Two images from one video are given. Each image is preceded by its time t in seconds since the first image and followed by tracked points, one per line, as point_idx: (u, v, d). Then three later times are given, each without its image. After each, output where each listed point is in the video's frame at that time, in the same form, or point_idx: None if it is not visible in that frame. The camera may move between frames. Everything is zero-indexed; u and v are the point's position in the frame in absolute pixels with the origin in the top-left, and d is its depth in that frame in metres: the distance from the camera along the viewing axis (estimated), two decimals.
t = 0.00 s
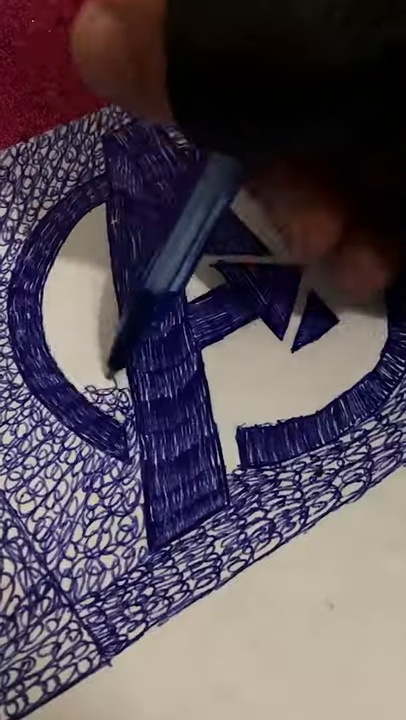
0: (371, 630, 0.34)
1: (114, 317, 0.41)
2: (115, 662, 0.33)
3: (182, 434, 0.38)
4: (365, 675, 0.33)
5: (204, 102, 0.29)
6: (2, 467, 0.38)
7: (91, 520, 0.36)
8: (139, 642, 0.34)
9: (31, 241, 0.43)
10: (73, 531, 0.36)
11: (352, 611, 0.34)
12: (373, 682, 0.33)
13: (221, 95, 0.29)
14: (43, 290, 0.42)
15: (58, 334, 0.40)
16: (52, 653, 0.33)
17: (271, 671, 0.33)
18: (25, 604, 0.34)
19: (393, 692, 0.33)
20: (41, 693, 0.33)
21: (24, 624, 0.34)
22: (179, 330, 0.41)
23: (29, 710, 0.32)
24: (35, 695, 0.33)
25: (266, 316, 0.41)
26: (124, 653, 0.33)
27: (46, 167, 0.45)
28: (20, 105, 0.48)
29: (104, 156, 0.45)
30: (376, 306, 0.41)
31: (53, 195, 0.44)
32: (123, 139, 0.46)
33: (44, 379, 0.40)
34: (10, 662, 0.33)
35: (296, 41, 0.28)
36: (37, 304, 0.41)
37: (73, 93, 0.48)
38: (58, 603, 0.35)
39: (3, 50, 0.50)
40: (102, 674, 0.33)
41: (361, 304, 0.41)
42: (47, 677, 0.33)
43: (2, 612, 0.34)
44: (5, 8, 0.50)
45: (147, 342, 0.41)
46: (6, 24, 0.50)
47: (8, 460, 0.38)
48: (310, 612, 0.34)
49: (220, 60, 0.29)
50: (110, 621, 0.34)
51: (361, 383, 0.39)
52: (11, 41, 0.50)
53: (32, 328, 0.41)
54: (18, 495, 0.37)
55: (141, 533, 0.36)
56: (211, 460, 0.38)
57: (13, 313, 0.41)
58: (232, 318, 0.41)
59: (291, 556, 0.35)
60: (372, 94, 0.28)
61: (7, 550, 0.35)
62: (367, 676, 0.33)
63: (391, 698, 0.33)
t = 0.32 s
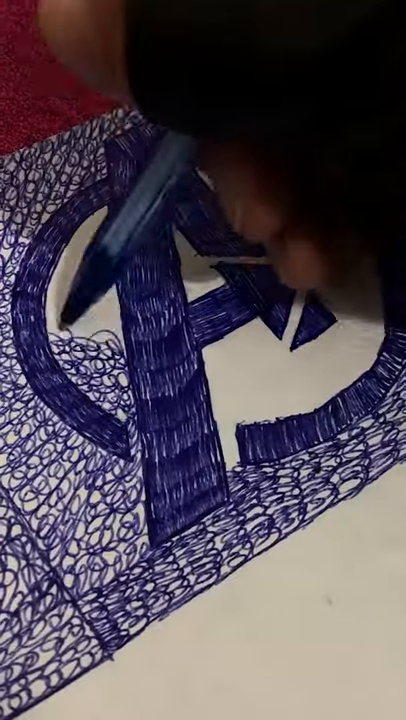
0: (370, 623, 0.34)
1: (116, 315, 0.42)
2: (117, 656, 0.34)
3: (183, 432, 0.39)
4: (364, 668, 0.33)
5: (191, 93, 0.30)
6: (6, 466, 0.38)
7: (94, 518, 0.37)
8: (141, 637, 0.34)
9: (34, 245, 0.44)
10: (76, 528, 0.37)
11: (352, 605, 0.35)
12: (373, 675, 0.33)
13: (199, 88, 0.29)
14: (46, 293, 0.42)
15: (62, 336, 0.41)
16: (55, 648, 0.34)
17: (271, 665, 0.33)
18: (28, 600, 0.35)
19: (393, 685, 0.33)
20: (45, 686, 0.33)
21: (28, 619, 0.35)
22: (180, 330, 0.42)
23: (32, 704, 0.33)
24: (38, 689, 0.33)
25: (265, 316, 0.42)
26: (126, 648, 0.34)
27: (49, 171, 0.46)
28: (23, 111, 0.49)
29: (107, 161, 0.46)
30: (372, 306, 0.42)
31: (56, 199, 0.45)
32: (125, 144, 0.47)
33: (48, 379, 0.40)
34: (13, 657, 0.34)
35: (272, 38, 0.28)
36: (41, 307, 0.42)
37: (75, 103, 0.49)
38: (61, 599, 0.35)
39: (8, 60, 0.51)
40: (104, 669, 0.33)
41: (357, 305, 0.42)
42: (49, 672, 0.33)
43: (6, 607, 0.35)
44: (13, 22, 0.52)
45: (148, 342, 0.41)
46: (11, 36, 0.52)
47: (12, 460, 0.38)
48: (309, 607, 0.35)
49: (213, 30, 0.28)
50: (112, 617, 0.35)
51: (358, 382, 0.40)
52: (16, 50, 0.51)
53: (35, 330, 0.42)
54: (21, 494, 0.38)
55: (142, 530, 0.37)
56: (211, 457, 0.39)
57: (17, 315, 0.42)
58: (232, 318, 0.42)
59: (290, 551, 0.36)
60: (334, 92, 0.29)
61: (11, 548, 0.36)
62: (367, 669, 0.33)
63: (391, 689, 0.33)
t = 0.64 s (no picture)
0: (367, 618, 0.35)
1: (117, 317, 0.43)
2: (119, 650, 0.34)
3: (183, 431, 0.40)
4: (362, 662, 0.34)
5: (198, 87, 0.36)
6: (9, 464, 0.39)
7: (96, 515, 0.38)
8: (142, 631, 0.35)
9: (37, 248, 0.45)
10: (78, 525, 0.38)
11: (349, 602, 0.35)
12: (370, 669, 0.34)
13: (209, 84, 0.35)
14: (49, 295, 0.43)
15: (64, 337, 0.42)
16: (57, 642, 0.35)
17: (270, 659, 0.34)
18: (31, 595, 0.36)
19: (390, 678, 0.34)
20: (48, 680, 0.34)
21: (31, 614, 0.36)
22: (180, 331, 0.42)
23: (36, 697, 0.34)
24: (41, 682, 0.34)
25: (264, 317, 0.43)
26: (127, 642, 0.35)
27: (52, 175, 0.47)
28: (26, 116, 0.50)
29: (108, 165, 0.47)
30: (370, 307, 0.43)
31: (59, 202, 0.46)
32: (126, 148, 0.47)
33: (50, 378, 0.41)
34: (17, 651, 0.35)
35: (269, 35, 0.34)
36: (44, 308, 0.43)
37: (77, 106, 0.50)
38: (64, 594, 0.36)
39: (11, 65, 0.52)
40: (106, 662, 0.34)
41: (354, 306, 0.43)
42: (52, 666, 0.34)
43: (10, 603, 0.36)
44: (15, 29, 0.53)
45: (149, 343, 0.42)
46: (14, 43, 0.53)
47: (16, 458, 0.39)
48: (307, 603, 0.35)
49: (227, 21, 0.34)
50: (114, 612, 0.36)
51: (355, 383, 0.41)
52: (19, 55, 0.52)
53: (38, 331, 0.42)
54: (24, 491, 0.38)
55: (143, 526, 0.38)
56: (211, 456, 0.39)
57: (20, 316, 0.43)
58: (232, 319, 0.43)
59: (287, 548, 0.37)
60: (328, 86, 0.35)
61: (15, 544, 0.37)
62: (364, 663, 0.34)
63: (389, 683, 0.34)
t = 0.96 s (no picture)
0: (363, 613, 0.36)
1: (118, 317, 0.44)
2: (120, 645, 0.35)
3: (184, 429, 0.41)
4: (358, 657, 0.35)
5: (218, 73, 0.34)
6: (13, 462, 0.40)
7: (98, 512, 0.39)
8: (144, 626, 0.36)
9: (41, 249, 0.45)
10: (81, 521, 0.38)
11: (346, 598, 0.36)
12: (364, 660, 0.35)
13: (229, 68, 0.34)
14: (52, 295, 0.44)
15: (67, 336, 0.43)
16: (60, 637, 0.36)
17: (268, 652, 0.35)
18: (34, 590, 0.37)
19: (386, 672, 0.34)
20: (51, 674, 0.35)
21: (34, 609, 0.36)
22: (181, 331, 0.43)
23: (39, 690, 0.34)
24: (44, 676, 0.35)
25: (263, 317, 0.43)
26: (128, 637, 0.35)
27: (55, 177, 0.47)
28: (29, 120, 0.50)
29: (110, 167, 0.48)
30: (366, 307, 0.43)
31: (61, 204, 0.46)
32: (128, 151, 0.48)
33: (53, 377, 0.42)
34: (21, 645, 0.36)
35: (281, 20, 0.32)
36: (47, 308, 0.44)
37: (79, 109, 0.51)
38: (66, 590, 0.37)
39: (15, 69, 0.52)
40: (108, 655, 0.35)
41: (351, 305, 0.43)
42: (55, 660, 0.35)
43: (14, 598, 0.37)
44: (19, 33, 0.54)
45: (151, 343, 0.43)
46: (17, 47, 0.53)
47: (19, 456, 0.40)
48: (305, 599, 0.36)
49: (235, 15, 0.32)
50: (116, 607, 0.36)
51: (353, 383, 0.41)
52: (22, 59, 0.53)
53: (41, 330, 0.43)
54: (28, 488, 0.39)
55: (144, 523, 0.38)
56: (211, 453, 0.40)
57: (24, 316, 0.43)
58: (232, 320, 0.43)
59: (285, 544, 0.37)
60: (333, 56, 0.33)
61: (18, 540, 0.38)
62: (360, 657, 0.35)
63: (385, 677, 0.34)
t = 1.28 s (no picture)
0: (358, 610, 0.36)
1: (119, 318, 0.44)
2: (121, 639, 0.36)
3: (184, 428, 0.41)
4: (353, 652, 0.36)
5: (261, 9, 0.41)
6: (16, 460, 0.41)
7: (100, 509, 0.39)
8: (145, 621, 0.37)
9: (43, 250, 0.46)
10: (83, 518, 0.39)
11: (342, 594, 0.37)
12: (360, 656, 0.35)
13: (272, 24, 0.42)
14: (54, 296, 0.45)
15: (68, 336, 0.44)
16: (63, 631, 0.37)
17: (265, 649, 0.36)
18: (37, 585, 0.38)
19: (381, 669, 0.35)
20: (53, 668, 0.36)
21: (38, 604, 0.37)
22: (181, 332, 0.44)
23: (42, 684, 0.35)
24: (47, 670, 0.36)
25: (262, 317, 0.44)
26: (130, 631, 0.36)
27: (57, 178, 0.48)
28: (34, 125, 0.51)
29: (111, 169, 0.48)
30: (363, 307, 0.44)
31: (63, 205, 0.47)
32: (129, 153, 0.49)
33: (55, 377, 0.43)
34: (25, 640, 0.37)
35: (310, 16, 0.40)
36: (49, 308, 0.44)
37: (82, 113, 0.51)
38: (69, 585, 0.38)
39: (19, 74, 0.53)
40: (110, 650, 0.36)
41: (349, 306, 0.44)
42: (58, 654, 0.36)
43: (17, 593, 0.38)
44: (21, 38, 0.54)
45: (151, 343, 0.44)
46: (21, 55, 0.54)
47: (23, 454, 0.41)
48: (302, 596, 0.37)
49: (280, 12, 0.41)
50: (117, 602, 0.37)
51: (349, 383, 0.42)
52: (25, 64, 0.53)
53: (43, 329, 0.44)
54: (31, 485, 0.40)
55: (145, 520, 0.39)
56: (210, 452, 0.41)
57: (26, 316, 0.44)
58: (231, 321, 0.44)
59: (283, 542, 0.38)
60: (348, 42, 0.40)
61: (21, 536, 0.39)
62: (355, 653, 0.36)
63: (379, 674, 0.35)
